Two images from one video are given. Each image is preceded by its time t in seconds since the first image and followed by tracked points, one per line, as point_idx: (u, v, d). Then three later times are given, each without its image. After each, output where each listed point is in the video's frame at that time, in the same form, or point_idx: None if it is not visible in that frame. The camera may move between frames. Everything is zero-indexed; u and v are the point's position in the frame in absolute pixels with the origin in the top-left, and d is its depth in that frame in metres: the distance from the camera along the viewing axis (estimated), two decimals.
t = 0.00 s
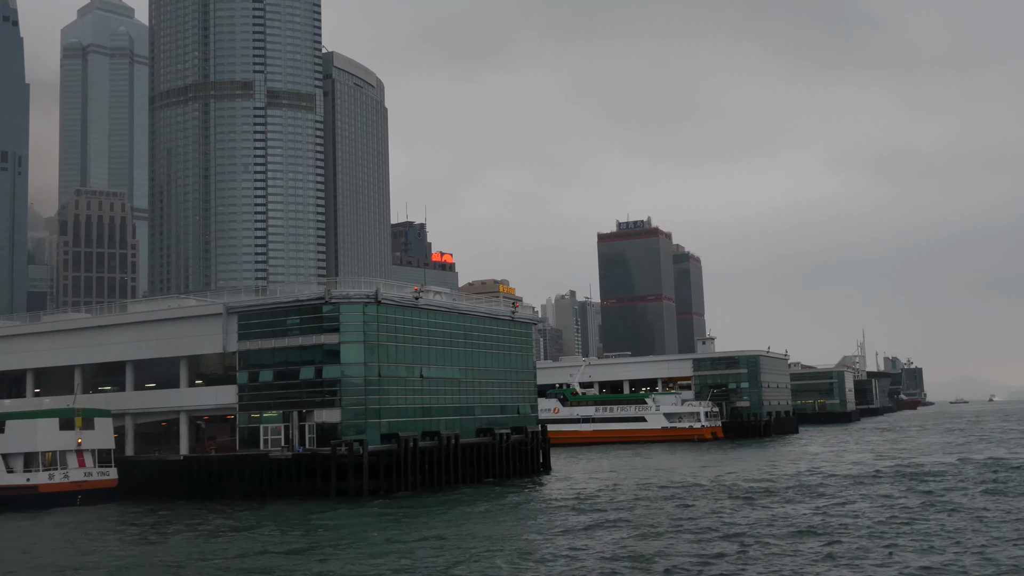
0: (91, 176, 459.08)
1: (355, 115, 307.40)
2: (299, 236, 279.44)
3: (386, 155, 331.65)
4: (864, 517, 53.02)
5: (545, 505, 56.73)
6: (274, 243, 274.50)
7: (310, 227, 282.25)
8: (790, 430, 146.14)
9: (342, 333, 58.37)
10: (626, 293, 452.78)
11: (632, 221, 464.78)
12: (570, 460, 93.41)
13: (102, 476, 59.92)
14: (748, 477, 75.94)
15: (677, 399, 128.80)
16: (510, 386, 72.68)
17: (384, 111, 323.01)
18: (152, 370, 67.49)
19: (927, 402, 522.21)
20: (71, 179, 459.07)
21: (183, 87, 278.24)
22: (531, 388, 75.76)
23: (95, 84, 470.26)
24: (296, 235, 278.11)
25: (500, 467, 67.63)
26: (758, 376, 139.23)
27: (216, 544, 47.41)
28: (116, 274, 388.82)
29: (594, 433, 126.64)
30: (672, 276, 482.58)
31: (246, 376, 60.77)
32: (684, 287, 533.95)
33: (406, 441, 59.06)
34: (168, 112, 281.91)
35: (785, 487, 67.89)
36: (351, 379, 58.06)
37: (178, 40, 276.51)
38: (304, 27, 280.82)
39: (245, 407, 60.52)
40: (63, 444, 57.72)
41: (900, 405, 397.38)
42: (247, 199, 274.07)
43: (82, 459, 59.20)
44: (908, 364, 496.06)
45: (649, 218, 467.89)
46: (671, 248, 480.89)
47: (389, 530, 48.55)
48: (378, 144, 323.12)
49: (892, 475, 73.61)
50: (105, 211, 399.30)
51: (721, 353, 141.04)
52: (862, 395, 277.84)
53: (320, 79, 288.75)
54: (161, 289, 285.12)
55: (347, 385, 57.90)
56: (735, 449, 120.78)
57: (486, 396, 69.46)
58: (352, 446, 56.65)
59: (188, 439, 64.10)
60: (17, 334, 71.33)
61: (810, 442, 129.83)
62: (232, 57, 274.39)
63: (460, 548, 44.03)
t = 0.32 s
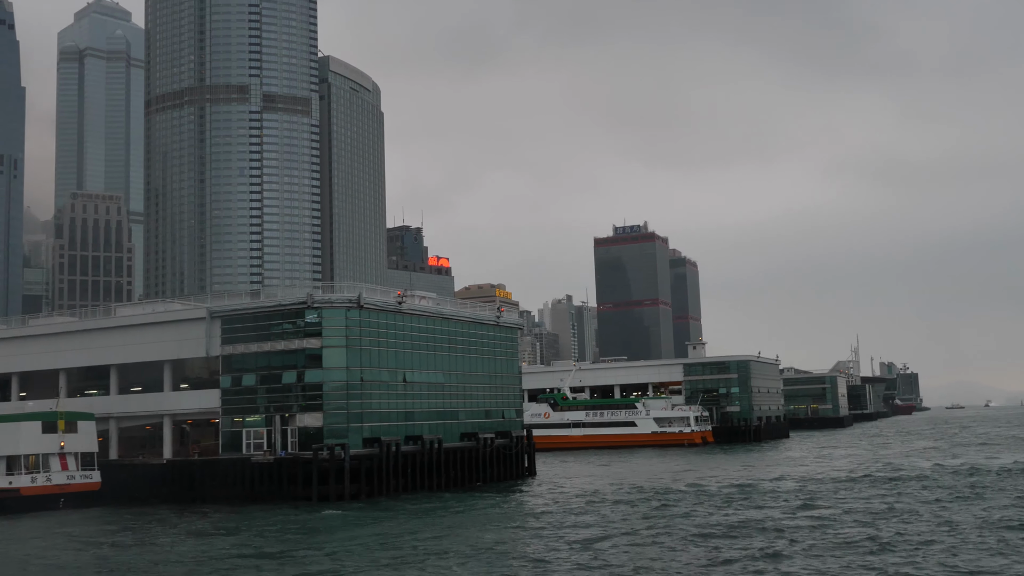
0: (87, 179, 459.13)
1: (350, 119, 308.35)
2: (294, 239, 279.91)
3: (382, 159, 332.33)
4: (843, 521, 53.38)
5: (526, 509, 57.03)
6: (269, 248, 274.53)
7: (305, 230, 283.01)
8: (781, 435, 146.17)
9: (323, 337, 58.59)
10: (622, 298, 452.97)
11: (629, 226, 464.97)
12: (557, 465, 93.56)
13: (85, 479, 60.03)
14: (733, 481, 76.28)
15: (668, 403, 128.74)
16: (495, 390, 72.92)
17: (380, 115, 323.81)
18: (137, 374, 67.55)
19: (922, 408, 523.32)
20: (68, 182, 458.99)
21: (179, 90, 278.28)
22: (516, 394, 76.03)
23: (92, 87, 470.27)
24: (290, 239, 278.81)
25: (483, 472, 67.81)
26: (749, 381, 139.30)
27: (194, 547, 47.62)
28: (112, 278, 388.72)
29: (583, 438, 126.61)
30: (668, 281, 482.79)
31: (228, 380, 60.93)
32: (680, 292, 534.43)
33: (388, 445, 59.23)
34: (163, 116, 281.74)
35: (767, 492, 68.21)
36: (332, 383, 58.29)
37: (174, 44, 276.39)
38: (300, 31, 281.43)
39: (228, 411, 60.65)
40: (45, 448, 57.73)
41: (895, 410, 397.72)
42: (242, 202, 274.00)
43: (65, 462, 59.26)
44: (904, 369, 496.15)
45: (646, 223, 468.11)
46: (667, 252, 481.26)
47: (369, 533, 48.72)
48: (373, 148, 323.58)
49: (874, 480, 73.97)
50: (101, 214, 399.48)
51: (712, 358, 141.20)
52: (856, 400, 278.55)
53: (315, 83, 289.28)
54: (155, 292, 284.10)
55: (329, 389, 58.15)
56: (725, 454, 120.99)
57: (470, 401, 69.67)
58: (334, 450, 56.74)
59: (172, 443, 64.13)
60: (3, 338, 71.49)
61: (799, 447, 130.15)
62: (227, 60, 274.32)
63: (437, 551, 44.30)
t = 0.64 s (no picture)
0: (82, 180, 458.85)
1: (344, 120, 308.31)
2: (288, 240, 279.89)
3: (376, 161, 332.40)
4: (822, 523, 53.51)
5: (506, 511, 57.17)
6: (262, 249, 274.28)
7: (299, 231, 282.92)
8: (769, 437, 146.53)
9: (304, 339, 58.76)
10: (617, 300, 453.49)
11: (623, 228, 465.62)
12: (543, 466, 93.72)
13: (66, 480, 60.14)
14: (716, 482, 76.50)
15: (656, 405, 128.28)
16: (478, 392, 73.15)
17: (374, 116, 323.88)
18: (119, 376, 67.61)
19: (916, 410, 524.28)
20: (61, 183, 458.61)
21: (173, 91, 278.10)
22: (500, 396, 76.26)
23: (86, 88, 469.93)
24: (285, 239, 278.80)
25: (465, 473, 68.04)
26: (737, 384, 139.69)
27: (171, 547, 47.68)
28: (106, 279, 388.26)
29: (572, 441, 127.04)
30: (663, 283, 483.20)
31: (210, 382, 61.09)
32: (675, 294, 535.11)
33: (369, 446, 59.39)
34: (157, 117, 281.79)
35: (747, 493, 68.43)
36: (313, 384, 58.51)
37: (168, 45, 276.13)
38: (294, 33, 281.35)
39: (208, 413, 60.82)
40: (26, 449, 57.77)
41: (888, 412, 398.38)
42: (236, 203, 273.94)
43: (46, 463, 59.31)
44: (897, 372, 497.58)
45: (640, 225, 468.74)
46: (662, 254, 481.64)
47: (345, 535, 48.78)
48: (367, 150, 323.52)
49: (855, 482, 74.13)
50: (95, 215, 399.46)
51: (701, 360, 141.44)
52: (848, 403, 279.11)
53: (310, 84, 289.29)
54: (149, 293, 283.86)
55: (309, 392, 58.31)
56: (712, 456, 121.11)
57: (452, 403, 69.89)
58: (314, 451, 56.96)
59: (154, 445, 64.26)
60: None
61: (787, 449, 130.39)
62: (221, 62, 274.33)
63: (412, 553, 44.48)
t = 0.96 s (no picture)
0: (76, 179, 458.31)
1: (338, 119, 308.56)
2: (281, 239, 280.11)
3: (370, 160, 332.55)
4: (798, 522, 53.78)
5: (486, 510, 57.35)
6: (256, 249, 274.22)
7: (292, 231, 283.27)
8: (758, 437, 146.72)
9: (285, 339, 59.03)
10: (611, 299, 453.76)
11: (618, 227, 465.94)
12: (528, 466, 93.93)
13: (47, 479, 60.35)
14: (700, 481, 76.75)
15: (644, 404, 128.66)
16: (461, 392, 73.39)
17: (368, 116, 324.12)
18: (102, 376, 67.73)
19: (910, 409, 525.25)
20: (55, 183, 457.98)
21: (166, 91, 277.51)
22: (484, 395, 76.54)
23: (80, 87, 469.69)
24: (278, 239, 279.03)
25: (450, 473, 68.27)
26: (726, 383, 139.94)
27: (148, 545, 47.82)
28: (100, 278, 387.70)
29: (560, 440, 127.22)
30: (657, 283, 483.13)
31: (192, 381, 61.22)
32: (670, 294, 535.63)
33: (350, 445, 59.56)
34: (150, 117, 281.07)
35: (729, 493, 68.70)
36: (293, 383, 58.72)
37: (161, 44, 275.40)
38: (287, 33, 281.38)
39: (191, 413, 60.99)
40: (8, 448, 57.86)
41: (881, 411, 398.84)
42: (229, 203, 274.08)
43: (27, 461, 59.51)
44: (891, 371, 498.24)
45: (635, 224, 468.99)
46: (657, 253, 482.04)
47: (323, 533, 48.95)
48: (361, 149, 323.75)
49: (833, 482, 74.56)
50: (90, 214, 399.21)
51: (690, 359, 141.68)
52: (841, 402, 279.84)
53: (303, 84, 289.49)
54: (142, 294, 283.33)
55: (290, 391, 58.54)
56: (701, 455, 121.40)
57: (435, 402, 70.14)
58: (294, 450, 57.10)
59: (137, 444, 64.38)
60: None
61: (775, 449, 130.62)
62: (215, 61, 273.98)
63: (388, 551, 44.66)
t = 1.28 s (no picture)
0: (72, 180, 458.15)
1: (334, 120, 308.66)
2: (277, 240, 280.22)
3: (366, 162, 332.67)
4: (780, 525, 53.94)
5: (469, 514, 57.58)
6: (252, 250, 274.51)
7: (288, 232, 283.37)
8: (749, 438, 146.87)
9: (268, 340, 59.32)
10: (608, 300, 453.78)
11: (614, 228, 466.02)
12: (515, 466, 94.14)
13: (31, 480, 60.47)
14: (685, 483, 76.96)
15: (635, 405, 128.85)
16: (446, 394, 73.49)
17: (364, 116, 324.31)
18: (88, 378, 67.92)
19: (906, 410, 525.81)
20: (52, 183, 457.65)
21: (162, 91, 277.67)
22: (470, 397, 76.74)
23: (77, 87, 469.65)
24: (274, 239, 279.18)
25: (434, 474, 68.50)
26: (717, 384, 140.20)
27: (130, 546, 47.99)
28: (96, 279, 387.69)
29: (551, 441, 127.41)
30: (654, 284, 482.99)
31: (175, 382, 61.41)
32: (667, 295, 535.89)
33: (332, 446, 59.73)
34: (146, 117, 281.21)
35: (715, 495, 68.88)
36: (276, 384, 58.99)
37: (157, 45, 275.52)
38: (283, 34, 281.29)
39: (174, 414, 61.15)
40: None
41: (877, 413, 399.01)
42: (225, 204, 274.29)
43: (11, 463, 59.60)
44: (887, 372, 498.65)
45: (631, 225, 469.08)
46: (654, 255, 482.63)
47: (304, 537, 49.05)
48: (357, 150, 323.90)
49: (814, 484, 75.05)
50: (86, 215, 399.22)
51: (681, 360, 141.93)
52: (835, 403, 280.13)
53: (299, 85, 289.56)
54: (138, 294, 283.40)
55: (272, 391, 58.81)
56: (691, 456, 121.59)
57: (420, 404, 70.29)
58: (276, 452, 57.34)
59: (121, 446, 64.57)
60: None
61: (764, 450, 130.90)
62: (211, 62, 274.16)
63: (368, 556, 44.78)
